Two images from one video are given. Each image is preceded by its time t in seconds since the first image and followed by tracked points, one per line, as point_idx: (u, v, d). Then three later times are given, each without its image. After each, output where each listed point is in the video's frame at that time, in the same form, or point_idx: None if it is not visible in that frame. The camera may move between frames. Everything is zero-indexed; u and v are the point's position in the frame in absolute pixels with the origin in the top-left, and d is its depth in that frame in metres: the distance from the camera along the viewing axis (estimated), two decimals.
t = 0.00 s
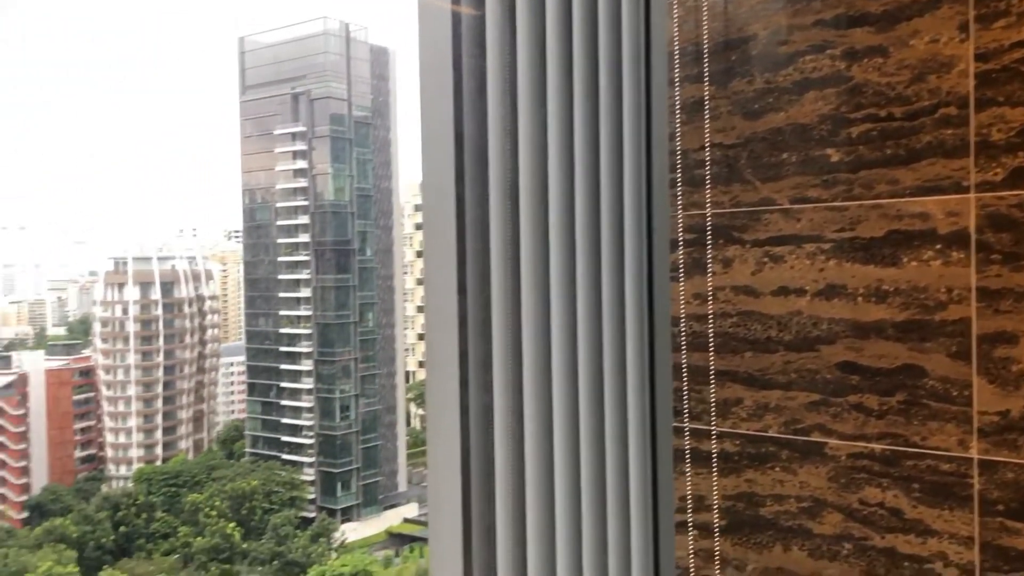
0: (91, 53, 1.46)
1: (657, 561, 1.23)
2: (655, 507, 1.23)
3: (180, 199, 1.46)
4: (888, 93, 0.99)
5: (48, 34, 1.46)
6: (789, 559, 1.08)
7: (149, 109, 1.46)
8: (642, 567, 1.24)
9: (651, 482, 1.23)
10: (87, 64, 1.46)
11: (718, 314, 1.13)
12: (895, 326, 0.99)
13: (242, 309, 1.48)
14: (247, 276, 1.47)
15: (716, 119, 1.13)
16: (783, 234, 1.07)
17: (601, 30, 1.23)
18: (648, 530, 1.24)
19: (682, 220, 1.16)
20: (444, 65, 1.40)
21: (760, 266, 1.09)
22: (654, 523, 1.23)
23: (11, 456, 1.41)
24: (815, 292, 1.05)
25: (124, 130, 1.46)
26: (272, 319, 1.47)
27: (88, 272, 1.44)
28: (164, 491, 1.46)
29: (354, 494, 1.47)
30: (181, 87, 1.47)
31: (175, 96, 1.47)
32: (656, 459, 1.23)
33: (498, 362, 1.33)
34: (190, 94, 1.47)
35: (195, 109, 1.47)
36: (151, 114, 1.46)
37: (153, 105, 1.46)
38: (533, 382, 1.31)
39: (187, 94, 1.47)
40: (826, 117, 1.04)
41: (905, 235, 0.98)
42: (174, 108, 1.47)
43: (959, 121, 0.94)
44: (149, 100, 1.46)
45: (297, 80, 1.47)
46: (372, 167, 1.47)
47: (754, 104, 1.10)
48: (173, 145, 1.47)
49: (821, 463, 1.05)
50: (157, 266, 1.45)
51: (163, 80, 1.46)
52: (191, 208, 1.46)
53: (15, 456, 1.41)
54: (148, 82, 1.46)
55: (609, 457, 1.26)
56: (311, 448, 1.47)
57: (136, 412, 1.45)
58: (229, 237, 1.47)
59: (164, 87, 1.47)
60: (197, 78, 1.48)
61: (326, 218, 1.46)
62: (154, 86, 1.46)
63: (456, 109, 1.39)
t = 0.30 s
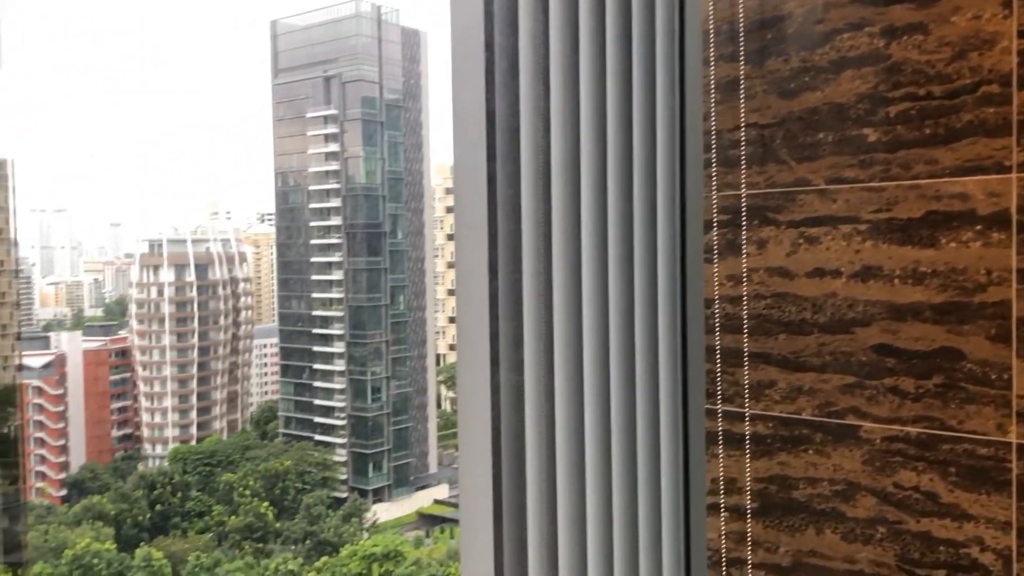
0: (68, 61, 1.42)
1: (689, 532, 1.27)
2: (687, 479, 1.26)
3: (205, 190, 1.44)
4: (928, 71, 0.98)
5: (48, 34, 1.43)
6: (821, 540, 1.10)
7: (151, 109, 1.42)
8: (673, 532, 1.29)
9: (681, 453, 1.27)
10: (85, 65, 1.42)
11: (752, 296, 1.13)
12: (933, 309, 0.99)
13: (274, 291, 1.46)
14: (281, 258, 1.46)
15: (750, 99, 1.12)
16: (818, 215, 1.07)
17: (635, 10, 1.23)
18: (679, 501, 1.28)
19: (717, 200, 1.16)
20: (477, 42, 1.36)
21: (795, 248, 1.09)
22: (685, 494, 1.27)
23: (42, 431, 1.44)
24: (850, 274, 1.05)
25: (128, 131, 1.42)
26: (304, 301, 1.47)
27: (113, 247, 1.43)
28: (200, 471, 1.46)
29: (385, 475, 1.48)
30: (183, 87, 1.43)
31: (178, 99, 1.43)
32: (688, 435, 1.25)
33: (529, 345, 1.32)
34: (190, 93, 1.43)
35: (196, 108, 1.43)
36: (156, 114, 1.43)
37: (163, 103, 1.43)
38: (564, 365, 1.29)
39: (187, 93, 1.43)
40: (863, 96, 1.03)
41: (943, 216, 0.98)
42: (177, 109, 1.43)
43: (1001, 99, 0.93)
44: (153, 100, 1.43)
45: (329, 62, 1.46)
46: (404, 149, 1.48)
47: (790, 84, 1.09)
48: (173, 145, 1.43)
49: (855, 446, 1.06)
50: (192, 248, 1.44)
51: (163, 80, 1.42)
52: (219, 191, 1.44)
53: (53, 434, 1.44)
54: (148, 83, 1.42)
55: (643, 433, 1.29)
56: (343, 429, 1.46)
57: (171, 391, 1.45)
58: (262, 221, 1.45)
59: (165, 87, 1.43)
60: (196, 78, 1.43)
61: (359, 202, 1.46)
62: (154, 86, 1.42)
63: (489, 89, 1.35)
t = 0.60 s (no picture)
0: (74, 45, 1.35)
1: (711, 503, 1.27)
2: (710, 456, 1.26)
3: (222, 171, 1.39)
4: (959, 51, 1.00)
5: (55, 19, 1.35)
6: (845, 523, 1.15)
7: (161, 97, 1.37)
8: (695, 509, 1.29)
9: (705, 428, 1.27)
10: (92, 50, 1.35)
11: (779, 279, 1.18)
12: (961, 292, 1.02)
13: (299, 277, 1.45)
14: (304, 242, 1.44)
15: (777, 80, 1.16)
16: (844, 196, 1.10)
17: None
18: (702, 478, 1.28)
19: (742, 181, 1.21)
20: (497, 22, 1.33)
21: (821, 231, 1.12)
22: (708, 470, 1.27)
23: (76, 412, 1.35)
24: (877, 257, 1.08)
25: (138, 115, 1.36)
26: (329, 284, 1.46)
27: (139, 228, 1.36)
28: (226, 451, 1.42)
29: (409, 457, 1.51)
30: (194, 70, 1.38)
31: (185, 83, 1.38)
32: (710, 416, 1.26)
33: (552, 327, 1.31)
34: (197, 78, 1.38)
35: (204, 92, 1.38)
36: (167, 99, 1.37)
37: (173, 87, 1.37)
38: (587, 346, 1.26)
39: (194, 78, 1.38)
40: (893, 76, 1.05)
41: (973, 197, 1.00)
42: (183, 94, 1.38)
43: None
44: (161, 85, 1.37)
45: (353, 45, 1.47)
46: (426, 134, 1.51)
47: (818, 64, 1.12)
48: (179, 131, 1.37)
49: (880, 429, 1.10)
50: (217, 231, 1.40)
51: (169, 66, 1.37)
52: (245, 169, 1.41)
53: (83, 415, 1.36)
54: (153, 68, 1.36)
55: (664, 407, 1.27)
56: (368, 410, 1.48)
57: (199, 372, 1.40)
58: (286, 203, 1.43)
59: (172, 73, 1.37)
60: (203, 63, 1.39)
61: (383, 185, 1.48)
62: (160, 72, 1.37)
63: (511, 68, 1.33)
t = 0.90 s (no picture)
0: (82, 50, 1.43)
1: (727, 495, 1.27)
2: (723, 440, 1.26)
3: (222, 170, 1.44)
4: (982, 30, 0.98)
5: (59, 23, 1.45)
6: (861, 507, 1.12)
7: (158, 95, 1.43)
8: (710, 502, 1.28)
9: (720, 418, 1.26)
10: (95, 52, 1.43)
11: (795, 260, 1.14)
12: (981, 275, 1.00)
13: (315, 261, 1.48)
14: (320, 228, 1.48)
15: (795, 61, 1.12)
16: (863, 178, 1.07)
17: None
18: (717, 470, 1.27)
19: (755, 165, 1.16)
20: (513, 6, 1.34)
21: (839, 214, 1.09)
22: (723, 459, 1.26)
23: (93, 395, 1.45)
24: (896, 240, 1.05)
25: (139, 115, 1.43)
26: (344, 269, 1.49)
27: (154, 212, 1.43)
28: (243, 435, 1.49)
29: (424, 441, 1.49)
30: (192, 72, 1.43)
31: (185, 83, 1.43)
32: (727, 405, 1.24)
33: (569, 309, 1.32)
34: (197, 78, 1.43)
35: (204, 92, 1.44)
36: (167, 99, 1.43)
37: (176, 86, 1.43)
38: (601, 329, 1.30)
39: (194, 78, 1.43)
40: (913, 57, 1.03)
41: (994, 179, 0.98)
42: (182, 94, 1.43)
43: None
44: (164, 85, 1.43)
45: (368, 30, 1.47)
46: (441, 117, 1.46)
47: (836, 45, 1.09)
48: (179, 131, 1.43)
49: (898, 413, 1.07)
50: (233, 215, 1.45)
51: (170, 66, 1.43)
52: (261, 153, 1.45)
53: (100, 398, 1.45)
54: (152, 68, 1.43)
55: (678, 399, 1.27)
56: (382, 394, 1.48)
57: (215, 356, 1.47)
58: (302, 187, 1.47)
59: (174, 73, 1.43)
60: (203, 64, 1.44)
61: (397, 168, 1.46)
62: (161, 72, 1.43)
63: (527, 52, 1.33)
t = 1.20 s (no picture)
0: (84, 27, 1.01)
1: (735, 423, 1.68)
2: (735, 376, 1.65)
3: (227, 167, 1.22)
4: (998, 8, 1.15)
5: None
6: (873, 488, 1.31)
7: (162, 88, 1.13)
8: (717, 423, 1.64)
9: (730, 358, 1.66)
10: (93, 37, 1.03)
11: (808, 241, 1.33)
12: (997, 256, 1.17)
13: (325, 242, 1.35)
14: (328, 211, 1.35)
15: (810, 40, 1.31)
16: (878, 160, 1.25)
17: None
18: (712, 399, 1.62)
19: (770, 142, 1.37)
20: None
21: (852, 194, 1.28)
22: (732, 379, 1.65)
23: (104, 378, 1.02)
24: (911, 220, 1.24)
25: (151, 110, 1.11)
26: (354, 253, 1.40)
27: (166, 194, 1.13)
28: (254, 417, 1.28)
29: (433, 423, 1.54)
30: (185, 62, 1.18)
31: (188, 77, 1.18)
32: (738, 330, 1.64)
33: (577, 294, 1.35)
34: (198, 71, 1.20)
35: (207, 84, 1.21)
36: (175, 95, 1.16)
37: (179, 76, 1.17)
38: (611, 315, 1.40)
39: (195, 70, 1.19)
40: (929, 36, 1.20)
41: (1009, 159, 1.15)
42: (185, 88, 1.17)
43: None
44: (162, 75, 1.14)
45: (376, 13, 1.46)
46: (449, 102, 1.55)
47: (850, 24, 1.27)
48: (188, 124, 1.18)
49: (911, 396, 1.26)
50: (244, 198, 1.24)
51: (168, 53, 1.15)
52: (268, 134, 1.29)
53: (113, 380, 1.04)
54: (155, 55, 1.13)
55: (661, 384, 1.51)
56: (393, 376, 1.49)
57: (226, 339, 1.21)
58: (311, 170, 1.34)
59: (171, 62, 1.15)
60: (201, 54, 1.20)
61: (407, 152, 1.49)
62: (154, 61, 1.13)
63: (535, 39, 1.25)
